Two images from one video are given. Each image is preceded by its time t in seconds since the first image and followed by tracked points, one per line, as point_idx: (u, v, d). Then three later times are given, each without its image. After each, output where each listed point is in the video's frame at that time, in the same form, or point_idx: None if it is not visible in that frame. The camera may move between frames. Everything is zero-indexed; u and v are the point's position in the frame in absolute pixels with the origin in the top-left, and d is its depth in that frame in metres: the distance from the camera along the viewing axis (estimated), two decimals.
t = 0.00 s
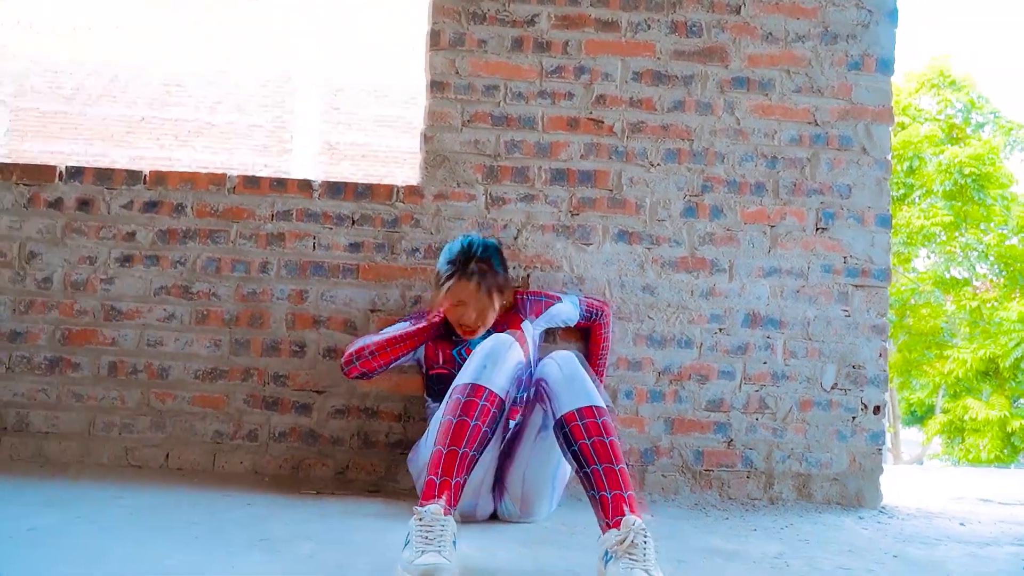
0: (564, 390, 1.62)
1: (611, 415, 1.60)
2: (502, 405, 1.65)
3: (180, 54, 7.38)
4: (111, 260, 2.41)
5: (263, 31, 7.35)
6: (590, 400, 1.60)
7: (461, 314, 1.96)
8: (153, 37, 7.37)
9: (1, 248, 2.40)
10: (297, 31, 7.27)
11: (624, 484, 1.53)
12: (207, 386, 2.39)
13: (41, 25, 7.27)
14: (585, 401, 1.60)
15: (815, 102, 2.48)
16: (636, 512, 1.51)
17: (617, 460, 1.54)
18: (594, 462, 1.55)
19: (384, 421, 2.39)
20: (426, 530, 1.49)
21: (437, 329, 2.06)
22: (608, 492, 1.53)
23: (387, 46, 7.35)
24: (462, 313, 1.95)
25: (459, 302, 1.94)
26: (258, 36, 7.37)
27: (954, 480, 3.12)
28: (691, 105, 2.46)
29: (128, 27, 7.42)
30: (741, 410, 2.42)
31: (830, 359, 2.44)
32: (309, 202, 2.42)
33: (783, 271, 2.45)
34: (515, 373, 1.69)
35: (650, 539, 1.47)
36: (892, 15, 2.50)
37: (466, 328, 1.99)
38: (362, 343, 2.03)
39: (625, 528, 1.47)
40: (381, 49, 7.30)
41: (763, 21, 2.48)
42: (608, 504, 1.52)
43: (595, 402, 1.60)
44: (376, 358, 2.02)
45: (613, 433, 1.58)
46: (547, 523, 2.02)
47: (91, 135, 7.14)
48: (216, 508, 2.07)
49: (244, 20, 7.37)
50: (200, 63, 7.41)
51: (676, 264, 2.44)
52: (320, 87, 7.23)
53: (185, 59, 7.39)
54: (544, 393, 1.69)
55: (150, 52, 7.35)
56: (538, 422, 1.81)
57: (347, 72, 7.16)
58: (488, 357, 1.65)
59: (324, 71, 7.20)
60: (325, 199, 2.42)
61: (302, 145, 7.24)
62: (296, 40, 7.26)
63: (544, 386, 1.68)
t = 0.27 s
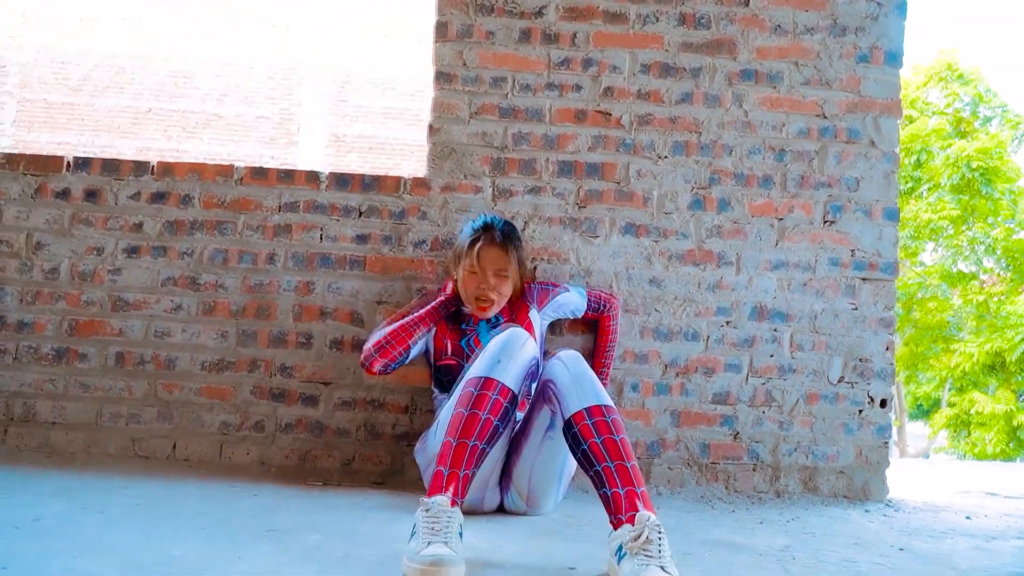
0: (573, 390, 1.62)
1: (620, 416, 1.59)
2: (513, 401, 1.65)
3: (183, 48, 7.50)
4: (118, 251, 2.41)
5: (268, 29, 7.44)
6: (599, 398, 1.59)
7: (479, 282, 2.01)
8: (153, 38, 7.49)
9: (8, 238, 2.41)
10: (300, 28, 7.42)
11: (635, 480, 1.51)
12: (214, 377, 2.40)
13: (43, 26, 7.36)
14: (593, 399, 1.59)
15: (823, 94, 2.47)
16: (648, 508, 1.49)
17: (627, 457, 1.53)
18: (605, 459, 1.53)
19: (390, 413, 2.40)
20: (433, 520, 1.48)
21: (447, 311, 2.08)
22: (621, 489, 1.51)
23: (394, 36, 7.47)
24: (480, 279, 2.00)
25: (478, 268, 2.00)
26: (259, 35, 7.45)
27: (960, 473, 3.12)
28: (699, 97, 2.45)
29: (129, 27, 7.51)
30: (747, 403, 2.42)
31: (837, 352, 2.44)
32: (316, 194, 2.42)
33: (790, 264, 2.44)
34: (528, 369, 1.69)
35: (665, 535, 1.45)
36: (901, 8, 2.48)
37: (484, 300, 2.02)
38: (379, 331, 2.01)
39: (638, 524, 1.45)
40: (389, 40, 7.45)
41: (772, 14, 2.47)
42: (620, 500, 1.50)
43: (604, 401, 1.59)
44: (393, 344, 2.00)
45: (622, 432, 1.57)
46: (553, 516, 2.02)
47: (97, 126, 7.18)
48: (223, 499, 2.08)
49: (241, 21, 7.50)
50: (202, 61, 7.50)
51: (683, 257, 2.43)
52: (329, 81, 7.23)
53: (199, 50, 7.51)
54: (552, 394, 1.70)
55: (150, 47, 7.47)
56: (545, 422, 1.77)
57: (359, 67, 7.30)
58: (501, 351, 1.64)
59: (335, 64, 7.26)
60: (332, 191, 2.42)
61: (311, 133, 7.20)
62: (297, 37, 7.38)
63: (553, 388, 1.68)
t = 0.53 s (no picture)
0: (570, 388, 1.61)
1: (618, 412, 1.59)
2: (508, 393, 1.62)
3: (183, 41, 7.44)
4: (120, 244, 2.41)
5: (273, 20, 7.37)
6: (596, 395, 1.59)
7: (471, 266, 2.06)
8: (153, 38, 7.40)
9: (10, 230, 2.41)
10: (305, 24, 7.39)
11: (634, 477, 1.52)
12: (215, 371, 2.39)
13: (42, 23, 7.24)
14: (591, 396, 1.59)
15: (827, 91, 2.46)
16: (648, 504, 1.50)
17: (626, 454, 1.53)
18: (604, 457, 1.53)
19: (391, 408, 2.39)
20: (433, 516, 1.47)
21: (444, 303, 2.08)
22: (620, 487, 1.52)
23: (398, 30, 7.41)
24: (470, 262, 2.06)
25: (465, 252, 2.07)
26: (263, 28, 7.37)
27: (961, 470, 3.12)
28: (702, 93, 2.45)
29: (129, 15, 7.37)
30: (749, 399, 2.42)
31: (839, 349, 2.43)
32: (318, 188, 2.42)
33: (793, 261, 2.44)
34: (522, 362, 1.66)
35: (665, 532, 1.45)
36: (905, 4, 2.48)
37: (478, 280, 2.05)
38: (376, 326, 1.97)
39: (639, 521, 1.46)
40: (393, 34, 7.38)
41: (776, 10, 2.46)
42: (620, 498, 1.51)
43: (601, 398, 1.59)
44: (390, 334, 1.97)
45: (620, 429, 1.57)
46: (554, 511, 2.02)
47: (100, 118, 7.22)
48: (223, 494, 2.08)
49: (239, 19, 7.43)
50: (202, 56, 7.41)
51: (685, 253, 2.43)
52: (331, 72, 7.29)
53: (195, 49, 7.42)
54: (547, 392, 1.68)
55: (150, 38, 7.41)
56: (543, 418, 1.77)
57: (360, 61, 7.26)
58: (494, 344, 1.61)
59: (334, 60, 7.31)
60: (335, 185, 2.42)
61: (313, 127, 7.18)
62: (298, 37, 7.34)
63: (549, 385, 1.67)
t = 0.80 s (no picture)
0: (579, 397, 1.59)
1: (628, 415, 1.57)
2: (510, 394, 1.61)
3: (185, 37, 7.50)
4: (121, 241, 2.41)
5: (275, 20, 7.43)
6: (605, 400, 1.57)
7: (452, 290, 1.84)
8: (154, 35, 7.49)
9: (11, 226, 2.40)
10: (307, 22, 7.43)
11: (653, 479, 1.49)
12: (215, 368, 2.39)
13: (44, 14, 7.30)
14: (599, 400, 1.57)
15: (829, 91, 2.46)
16: (670, 504, 1.48)
17: (643, 457, 1.50)
18: (621, 461, 1.50)
19: (392, 406, 2.39)
20: (434, 515, 1.46)
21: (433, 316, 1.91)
22: (639, 489, 1.49)
23: (399, 28, 7.51)
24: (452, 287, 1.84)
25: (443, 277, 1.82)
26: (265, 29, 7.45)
27: (961, 471, 3.12)
28: (704, 93, 2.45)
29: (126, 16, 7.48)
30: (749, 399, 2.42)
31: (840, 349, 2.43)
32: (320, 186, 2.41)
33: (794, 261, 2.44)
34: (523, 363, 1.66)
35: (689, 530, 1.44)
36: (907, 5, 2.48)
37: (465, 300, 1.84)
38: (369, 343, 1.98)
39: (662, 523, 1.44)
40: (393, 31, 7.46)
41: (778, 10, 2.46)
42: (641, 501, 1.48)
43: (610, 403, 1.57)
44: (378, 355, 1.98)
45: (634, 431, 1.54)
46: (554, 511, 2.02)
47: (101, 114, 7.16)
48: (223, 492, 2.07)
49: (239, 18, 7.53)
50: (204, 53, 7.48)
51: (687, 252, 2.43)
52: (331, 69, 7.29)
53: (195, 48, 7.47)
54: (557, 405, 1.65)
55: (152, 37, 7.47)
56: (549, 431, 1.75)
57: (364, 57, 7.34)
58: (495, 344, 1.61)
59: (336, 58, 7.33)
60: (336, 183, 2.41)
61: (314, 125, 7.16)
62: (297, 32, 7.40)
63: (557, 399, 1.64)
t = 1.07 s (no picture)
0: (578, 420, 1.47)
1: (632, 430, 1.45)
2: (501, 395, 1.55)
3: (183, 37, 7.40)
4: (117, 246, 2.40)
5: (268, 24, 7.34)
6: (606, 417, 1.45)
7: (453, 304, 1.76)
8: (151, 36, 7.40)
9: (7, 231, 2.40)
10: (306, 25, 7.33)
11: (669, 494, 1.38)
12: (212, 374, 2.38)
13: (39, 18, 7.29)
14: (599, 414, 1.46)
15: (825, 98, 2.47)
16: (693, 518, 1.37)
17: (655, 472, 1.39)
18: (633, 481, 1.39)
19: (389, 412, 2.38)
20: (431, 525, 1.41)
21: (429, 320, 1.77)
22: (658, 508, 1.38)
23: (397, 32, 7.39)
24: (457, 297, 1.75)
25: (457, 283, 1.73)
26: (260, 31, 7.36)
27: (958, 476, 3.12)
28: (701, 99, 2.45)
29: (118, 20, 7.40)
30: (747, 405, 2.42)
31: (837, 356, 2.44)
32: (317, 191, 2.41)
33: (791, 267, 2.44)
34: (512, 364, 1.59)
35: (717, 548, 1.33)
36: (904, 12, 2.48)
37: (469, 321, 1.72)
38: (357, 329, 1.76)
39: (689, 540, 1.33)
40: (391, 37, 7.37)
41: (775, 16, 2.47)
42: (662, 519, 1.37)
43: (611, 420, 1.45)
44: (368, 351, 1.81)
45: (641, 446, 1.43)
46: (551, 517, 2.01)
47: (98, 120, 7.25)
48: (219, 498, 2.07)
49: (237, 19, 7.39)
50: (201, 53, 7.41)
51: (684, 258, 2.43)
52: (329, 75, 7.25)
53: (190, 52, 7.41)
54: (552, 428, 1.55)
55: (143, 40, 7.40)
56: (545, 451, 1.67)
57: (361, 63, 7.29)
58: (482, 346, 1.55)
59: (332, 61, 7.27)
60: (333, 188, 2.41)
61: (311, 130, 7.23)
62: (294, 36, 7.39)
63: (553, 421, 1.53)
